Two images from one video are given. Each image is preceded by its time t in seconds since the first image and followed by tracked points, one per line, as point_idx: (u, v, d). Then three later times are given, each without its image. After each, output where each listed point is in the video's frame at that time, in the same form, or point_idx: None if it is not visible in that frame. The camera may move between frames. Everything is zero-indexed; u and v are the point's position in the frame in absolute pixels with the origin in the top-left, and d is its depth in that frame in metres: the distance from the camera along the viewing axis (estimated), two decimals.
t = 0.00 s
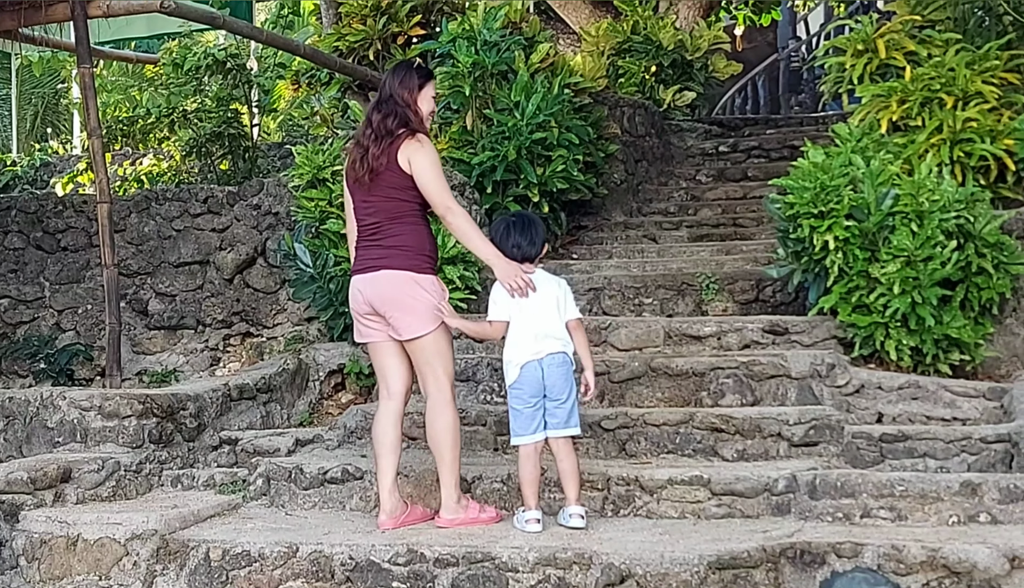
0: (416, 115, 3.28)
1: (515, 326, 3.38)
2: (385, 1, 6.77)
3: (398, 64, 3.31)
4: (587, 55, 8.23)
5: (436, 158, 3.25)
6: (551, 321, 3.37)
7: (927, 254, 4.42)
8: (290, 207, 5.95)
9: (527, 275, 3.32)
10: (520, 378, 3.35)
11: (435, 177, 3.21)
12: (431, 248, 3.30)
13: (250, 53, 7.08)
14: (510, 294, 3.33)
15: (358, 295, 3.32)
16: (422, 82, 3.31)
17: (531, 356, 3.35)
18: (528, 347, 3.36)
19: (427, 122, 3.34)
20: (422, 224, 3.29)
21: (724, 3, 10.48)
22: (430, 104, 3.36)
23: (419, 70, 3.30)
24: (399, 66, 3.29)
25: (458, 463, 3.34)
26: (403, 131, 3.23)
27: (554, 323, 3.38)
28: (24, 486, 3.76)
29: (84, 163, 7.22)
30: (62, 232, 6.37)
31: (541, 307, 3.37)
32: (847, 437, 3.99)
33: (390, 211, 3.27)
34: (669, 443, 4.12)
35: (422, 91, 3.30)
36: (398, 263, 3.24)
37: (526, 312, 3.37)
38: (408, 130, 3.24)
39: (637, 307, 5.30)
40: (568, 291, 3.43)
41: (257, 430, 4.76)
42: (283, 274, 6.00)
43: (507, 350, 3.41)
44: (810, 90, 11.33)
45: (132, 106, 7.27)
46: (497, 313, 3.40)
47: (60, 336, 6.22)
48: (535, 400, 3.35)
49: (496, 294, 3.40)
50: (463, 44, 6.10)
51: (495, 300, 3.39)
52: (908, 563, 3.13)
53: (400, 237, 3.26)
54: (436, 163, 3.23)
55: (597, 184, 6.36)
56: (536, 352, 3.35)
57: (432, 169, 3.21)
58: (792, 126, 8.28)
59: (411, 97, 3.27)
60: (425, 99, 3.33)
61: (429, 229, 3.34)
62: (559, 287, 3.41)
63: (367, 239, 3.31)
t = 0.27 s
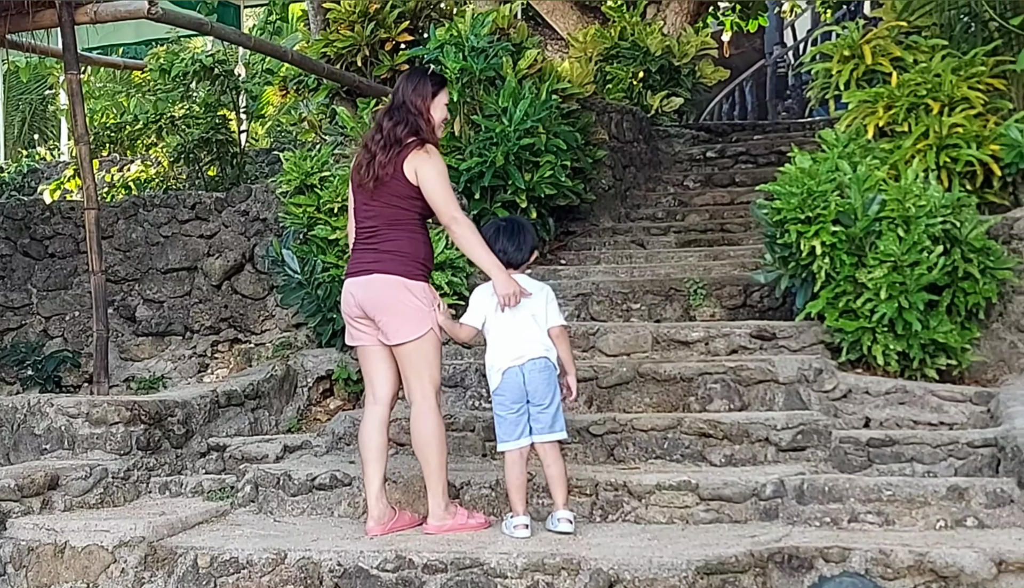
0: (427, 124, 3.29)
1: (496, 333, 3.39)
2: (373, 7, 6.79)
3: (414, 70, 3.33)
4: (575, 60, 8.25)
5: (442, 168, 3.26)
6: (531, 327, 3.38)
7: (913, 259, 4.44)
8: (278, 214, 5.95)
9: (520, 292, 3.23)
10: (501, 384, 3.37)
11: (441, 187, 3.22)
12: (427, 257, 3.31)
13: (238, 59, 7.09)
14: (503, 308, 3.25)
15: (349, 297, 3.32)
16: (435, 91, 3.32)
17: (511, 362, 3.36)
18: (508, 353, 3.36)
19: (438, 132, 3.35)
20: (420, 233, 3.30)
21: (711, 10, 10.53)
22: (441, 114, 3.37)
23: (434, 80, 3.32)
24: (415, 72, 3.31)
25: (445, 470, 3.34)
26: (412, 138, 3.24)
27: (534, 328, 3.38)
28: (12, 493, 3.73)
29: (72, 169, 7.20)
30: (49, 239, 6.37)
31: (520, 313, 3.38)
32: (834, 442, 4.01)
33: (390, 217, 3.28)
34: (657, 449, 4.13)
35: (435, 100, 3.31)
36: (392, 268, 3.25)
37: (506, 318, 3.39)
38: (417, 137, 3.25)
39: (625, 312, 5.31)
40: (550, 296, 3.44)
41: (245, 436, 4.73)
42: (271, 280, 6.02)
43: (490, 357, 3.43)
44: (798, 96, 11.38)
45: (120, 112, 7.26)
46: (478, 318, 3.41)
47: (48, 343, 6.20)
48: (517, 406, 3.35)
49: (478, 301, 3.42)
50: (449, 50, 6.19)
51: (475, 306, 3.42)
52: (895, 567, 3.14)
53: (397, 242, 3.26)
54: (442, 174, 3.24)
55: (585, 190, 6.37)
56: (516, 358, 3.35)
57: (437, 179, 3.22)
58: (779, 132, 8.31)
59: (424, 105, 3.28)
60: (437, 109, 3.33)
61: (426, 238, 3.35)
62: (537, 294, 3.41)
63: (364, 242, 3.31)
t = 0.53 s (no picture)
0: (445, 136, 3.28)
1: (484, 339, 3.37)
2: (369, 13, 6.80)
3: (439, 79, 3.32)
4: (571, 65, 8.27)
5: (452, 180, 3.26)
6: (519, 333, 3.37)
7: (909, 264, 4.44)
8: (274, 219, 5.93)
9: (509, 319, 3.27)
10: (494, 391, 3.36)
11: (448, 201, 3.22)
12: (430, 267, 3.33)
13: (233, 64, 7.05)
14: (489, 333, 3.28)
15: (352, 299, 3.34)
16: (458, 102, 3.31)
17: (502, 368, 3.35)
18: (499, 360, 3.35)
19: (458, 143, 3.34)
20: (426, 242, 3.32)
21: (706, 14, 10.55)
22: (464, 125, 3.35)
23: (460, 92, 3.31)
24: (441, 80, 3.31)
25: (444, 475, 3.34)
26: (427, 147, 3.24)
27: (522, 334, 3.37)
28: (8, 499, 3.71)
29: (69, 174, 7.21)
30: (46, 244, 6.37)
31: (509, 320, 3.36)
32: (831, 447, 4.02)
33: (397, 223, 3.29)
34: (654, 454, 4.13)
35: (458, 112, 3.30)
36: (394, 274, 3.27)
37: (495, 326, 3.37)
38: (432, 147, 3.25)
39: (621, 317, 5.32)
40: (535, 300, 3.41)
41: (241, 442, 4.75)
42: (266, 286, 5.97)
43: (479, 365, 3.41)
44: (794, 100, 11.39)
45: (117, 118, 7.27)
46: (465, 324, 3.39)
47: (45, 348, 6.20)
48: (510, 411, 3.36)
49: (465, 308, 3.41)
50: (446, 55, 6.21)
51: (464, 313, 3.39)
52: (892, 572, 3.15)
53: (402, 248, 3.28)
54: (452, 187, 3.25)
55: (582, 195, 6.37)
56: (507, 366, 3.35)
57: (446, 192, 3.22)
58: (776, 136, 8.32)
59: (443, 114, 3.28)
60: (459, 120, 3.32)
61: (432, 247, 3.36)
62: (523, 298, 3.39)
63: (370, 245, 3.33)
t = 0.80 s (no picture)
0: (446, 135, 3.29)
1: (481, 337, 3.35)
2: (363, 12, 6.80)
3: (446, 80, 3.33)
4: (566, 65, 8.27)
5: (451, 178, 3.27)
6: (513, 330, 3.35)
7: (902, 262, 4.46)
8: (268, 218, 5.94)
9: (503, 314, 3.26)
10: (494, 388, 3.33)
11: (446, 199, 3.22)
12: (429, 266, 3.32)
13: (227, 62, 7.05)
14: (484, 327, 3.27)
15: (350, 297, 3.34)
16: (462, 103, 3.31)
17: (502, 367, 3.33)
18: (502, 358, 3.33)
19: (459, 144, 3.34)
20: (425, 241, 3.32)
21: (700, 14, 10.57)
22: (467, 126, 3.35)
23: (463, 92, 3.31)
24: (445, 80, 3.32)
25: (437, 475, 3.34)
26: (428, 145, 3.26)
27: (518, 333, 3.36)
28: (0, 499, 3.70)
29: (62, 174, 7.20)
30: (39, 244, 6.36)
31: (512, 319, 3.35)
32: (824, 445, 4.02)
33: (396, 220, 3.30)
34: (648, 453, 4.14)
35: (461, 112, 3.30)
36: (393, 271, 3.27)
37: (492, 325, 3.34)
38: (433, 145, 3.26)
39: (615, 316, 5.32)
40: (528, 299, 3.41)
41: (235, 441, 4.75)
42: (261, 285, 5.99)
43: (474, 361, 3.37)
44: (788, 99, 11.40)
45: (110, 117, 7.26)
46: (461, 322, 3.36)
47: (38, 348, 6.19)
48: (507, 409, 3.35)
49: (461, 307, 3.39)
50: (440, 55, 6.22)
51: (460, 309, 3.38)
52: (885, 571, 3.14)
53: (400, 246, 3.28)
54: (450, 185, 3.24)
55: (576, 194, 6.38)
56: (509, 365, 3.33)
57: (444, 189, 3.22)
58: (769, 136, 8.33)
59: (444, 114, 3.28)
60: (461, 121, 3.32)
61: (431, 245, 3.36)
62: (523, 298, 3.39)
63: (369, 242, 3.34)
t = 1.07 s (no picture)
0: (443, 132, 3.30)
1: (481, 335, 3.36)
2: (356, 10, 6.80)
3: (443, 78, 3.35)
4: (559, 63, 8.27)
5: (448, 175, 3.28)
6: (513, 329, 3.37)
7: (895, 259, 4.46)
8: (260, 216, 5.93)
9: (503, 316, 3.30)
10: (493, 385, 3.34)
11: (443, 196, 3.23)
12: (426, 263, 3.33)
13: (220, 60, 7.04)
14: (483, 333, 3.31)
15: (347, 294, 3.34)
16: (458, 101, 3.33)
17: (501, 365, 3.34)
18: (501, 356, 3.34)
19: (455, 142, 3.35)
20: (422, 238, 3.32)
21: (693, 12, 10.58)
22: (462, 124, 3.37)
23: (459, 91, 3.34)
24: (443, 79, 3.34)
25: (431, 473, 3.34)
26: (425, 142, 3.26)
27: (517, 332, 3.38)
28: None
29: (54, 172, 7.18)
30: (32, 241, 6.35)
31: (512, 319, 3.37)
32: (817, 442, 4.03)
33: (393, 217, 3.30)
34: (641, 450, 4.14)
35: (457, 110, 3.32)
36: (391, 269, 3.27)
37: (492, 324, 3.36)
38: (430, 142, 3.27)
39: (608, 313, 5.33)
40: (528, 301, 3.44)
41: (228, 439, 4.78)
42: (254, 283, 5.97)
43: (472, 360, 3.38)
44: (781, 97, 11.42)
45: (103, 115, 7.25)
46: (461, 319, 3.37)
47: (31, 346, 6.18)
48: (504, 407, 3.36)
49: (460, 303, 3.39)
50: (433, 52, 6.21)
51: (460, 306, 3.38)
52: (877, 567, 3.14)
53: (397, 243, 3.29)
54: (447, 182, 3.25)
55: (569, 191, 6.38)
56: (508, 362, 3.35)
57: (442, 186, 3.23)
58: (762, 133, 8.34)
59: (442, 112, 3.30)
60: (457, 119, 3.34)
61: (427, 242, 3.36)
62: (521, 298, 3.42)
63: (365, 239, 3.34)
